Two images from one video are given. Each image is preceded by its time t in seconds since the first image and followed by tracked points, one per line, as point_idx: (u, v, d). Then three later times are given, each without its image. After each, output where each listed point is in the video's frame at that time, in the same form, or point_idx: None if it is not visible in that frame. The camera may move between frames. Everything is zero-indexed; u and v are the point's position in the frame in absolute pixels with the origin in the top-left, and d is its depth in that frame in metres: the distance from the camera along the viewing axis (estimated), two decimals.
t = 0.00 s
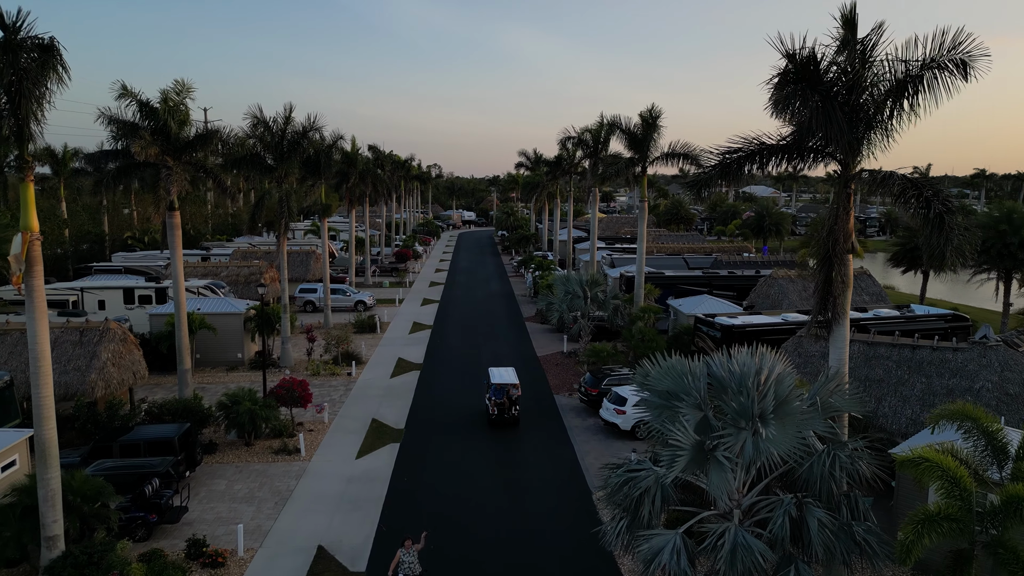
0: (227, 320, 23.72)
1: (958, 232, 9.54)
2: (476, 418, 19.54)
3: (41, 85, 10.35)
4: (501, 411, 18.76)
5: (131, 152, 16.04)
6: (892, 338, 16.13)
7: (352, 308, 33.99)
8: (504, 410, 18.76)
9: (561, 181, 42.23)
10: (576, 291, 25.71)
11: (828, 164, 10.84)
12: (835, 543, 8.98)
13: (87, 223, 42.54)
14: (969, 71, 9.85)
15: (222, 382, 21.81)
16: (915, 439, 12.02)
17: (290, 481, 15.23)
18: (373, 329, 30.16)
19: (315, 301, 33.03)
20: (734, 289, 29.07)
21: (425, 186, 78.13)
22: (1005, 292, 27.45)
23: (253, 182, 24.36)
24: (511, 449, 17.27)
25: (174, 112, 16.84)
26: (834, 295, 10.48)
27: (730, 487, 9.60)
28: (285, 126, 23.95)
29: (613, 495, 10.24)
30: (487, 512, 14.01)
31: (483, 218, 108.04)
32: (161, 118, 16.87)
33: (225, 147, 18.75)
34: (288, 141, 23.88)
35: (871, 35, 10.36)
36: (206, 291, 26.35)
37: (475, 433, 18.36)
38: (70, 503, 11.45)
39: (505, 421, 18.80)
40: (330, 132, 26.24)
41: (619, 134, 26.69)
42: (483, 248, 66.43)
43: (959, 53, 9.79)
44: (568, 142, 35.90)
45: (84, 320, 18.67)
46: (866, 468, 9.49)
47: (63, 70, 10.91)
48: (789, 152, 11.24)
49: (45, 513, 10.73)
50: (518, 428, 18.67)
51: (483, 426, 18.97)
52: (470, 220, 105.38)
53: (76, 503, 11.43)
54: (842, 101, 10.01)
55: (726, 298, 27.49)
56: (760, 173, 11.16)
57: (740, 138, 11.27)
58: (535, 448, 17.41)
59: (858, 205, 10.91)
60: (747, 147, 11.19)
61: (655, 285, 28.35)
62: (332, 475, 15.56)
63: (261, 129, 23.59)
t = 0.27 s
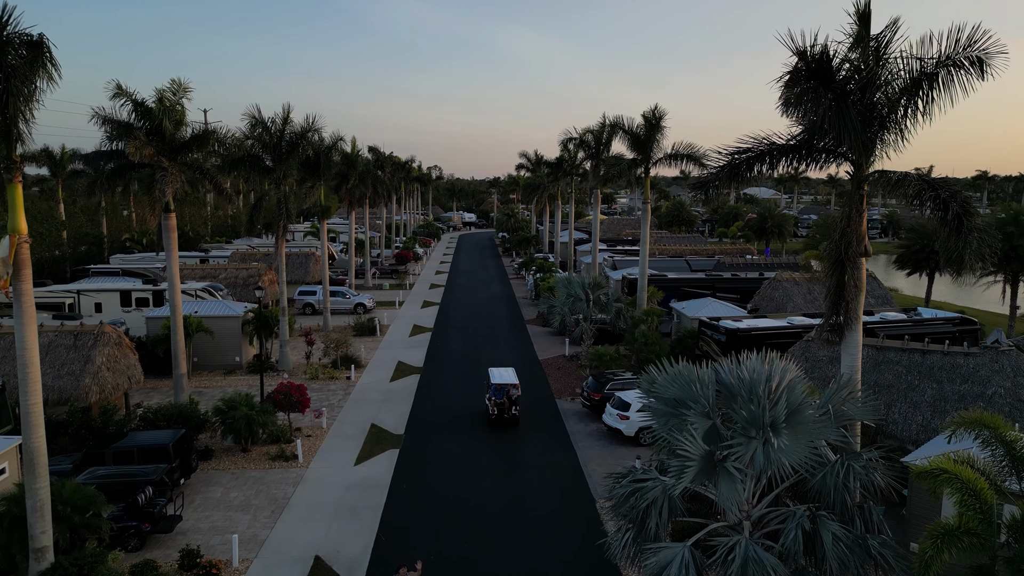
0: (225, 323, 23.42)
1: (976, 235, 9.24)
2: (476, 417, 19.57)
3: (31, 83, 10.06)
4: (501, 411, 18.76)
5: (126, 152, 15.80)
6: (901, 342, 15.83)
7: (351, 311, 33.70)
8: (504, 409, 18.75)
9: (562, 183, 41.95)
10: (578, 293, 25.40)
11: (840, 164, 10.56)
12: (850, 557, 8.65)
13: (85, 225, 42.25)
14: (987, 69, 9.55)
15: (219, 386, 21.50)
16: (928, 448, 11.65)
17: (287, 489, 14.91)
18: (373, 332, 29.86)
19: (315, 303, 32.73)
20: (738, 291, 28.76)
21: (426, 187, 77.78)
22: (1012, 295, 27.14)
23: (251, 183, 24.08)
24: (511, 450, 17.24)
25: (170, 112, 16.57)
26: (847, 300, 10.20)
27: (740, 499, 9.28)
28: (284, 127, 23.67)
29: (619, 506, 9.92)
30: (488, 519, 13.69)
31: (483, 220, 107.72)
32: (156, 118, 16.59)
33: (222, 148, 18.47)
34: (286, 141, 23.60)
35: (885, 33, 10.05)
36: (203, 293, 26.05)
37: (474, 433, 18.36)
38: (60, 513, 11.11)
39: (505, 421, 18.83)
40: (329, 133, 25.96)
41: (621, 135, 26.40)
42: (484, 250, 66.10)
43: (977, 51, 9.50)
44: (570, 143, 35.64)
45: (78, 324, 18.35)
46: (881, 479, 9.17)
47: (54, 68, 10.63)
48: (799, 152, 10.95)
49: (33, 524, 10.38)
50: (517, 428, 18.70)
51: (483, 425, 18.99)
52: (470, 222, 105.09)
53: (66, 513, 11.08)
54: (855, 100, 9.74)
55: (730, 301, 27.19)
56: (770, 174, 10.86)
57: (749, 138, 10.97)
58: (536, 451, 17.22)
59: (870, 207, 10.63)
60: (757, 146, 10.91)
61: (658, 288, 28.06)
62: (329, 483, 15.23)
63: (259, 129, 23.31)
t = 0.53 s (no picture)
0: (222, 326, 23.12)
1: (994, 238, 8.90)
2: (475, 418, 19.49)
3: (19, 80, 9.78)
4: (501, 411, 18.68)
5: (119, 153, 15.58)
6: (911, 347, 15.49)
7: (351, 314, 33.40)
8: (504, 410, 18.66)
9: (563, 185, 41.66)
10: (580, 296, 25.09)
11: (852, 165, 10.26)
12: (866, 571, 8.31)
13: (84, 227, 42.01)
14: (1004, 67, 9.24)
15: (216, 390, 21.20)
16: (942, 457, 11.30)
17: (284, 497, 14.59)
18: (373, 335, 29.55)
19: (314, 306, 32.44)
20: (742, 294, 28.44)
21: (426, 189, 77.48)
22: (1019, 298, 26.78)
23: (249, 185, 23.80)
24: (513, 455, 16.90)
25: (165, 112, 16.30)
26: (859, 305, 9.91)
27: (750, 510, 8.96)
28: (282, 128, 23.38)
29: (625, 517, 9.60)
30: (489, 527, 13.35)
31: (483, 222, 107.42)
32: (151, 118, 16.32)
33: (218, 148, 18.20)
34: (284, 142, 23.33)
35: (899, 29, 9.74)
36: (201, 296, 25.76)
37: (473, 434, 18.28)
38: (48, 524, 10.77)
39: (505, 421, 18.75)
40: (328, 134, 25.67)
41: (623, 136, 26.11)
42: (484, 252, 65.79)
43: (994, 48, 9.18)
44: (571, 144, 35.35)
45: (72, 328, 18.06)
46: (896, 491, 8.85)
47: (44, 66, 10.34)
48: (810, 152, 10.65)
49: (19, 536, 10.05)
50: (517, 428, 18.63)
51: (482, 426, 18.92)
52: (471, 223, 104.81)
53: (54, 523, 10.77)
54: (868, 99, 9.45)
55: (733, 304, 26.87)
56: (780, 176, 10.56)
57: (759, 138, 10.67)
58: (538, 458, 16.79)
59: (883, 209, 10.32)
60: (767, 147, 10.61)
61: (661, 290, 27.75)
62: (327, 491, 14.90)
63: (257, 130, 23.04)
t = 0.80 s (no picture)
0: (220, 330, 22.82)
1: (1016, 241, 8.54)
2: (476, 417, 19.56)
3: (5, 78, 9.46)
4: (501, 411, 18.78)
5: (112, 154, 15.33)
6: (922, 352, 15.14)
7: (351, 316, 33.09)
8: (504, 410, 18.78)
9: (565, 186, 41.32)
10: (582, 299, 24.75)
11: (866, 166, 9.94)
12: None
13: (83, 229, 41.75)
14: None
15: (213, 395, 20.88)
16: (959, 466, 10.88)
17: (280, 505, 14.25)
18: (373, 338, 29.24)
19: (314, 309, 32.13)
20: (746, 297, 28.08)
21: (427, 190, 77.11)
22: None
23: (246, 186, 23.48)
24: (515, 464, 16.38)
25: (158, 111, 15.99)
26: (873, 311, 9.58)
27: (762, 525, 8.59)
28: (280, 128, 23.06)
29: (631, 532, 9.24)
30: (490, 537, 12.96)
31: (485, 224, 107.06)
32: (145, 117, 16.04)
33: (214, 149, 17.91)
34: (282, 143, 23.02)
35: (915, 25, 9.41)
36: (199, 299, 25.45)
37: (475, 435, 18.24)
38: (36, 535, 10.48)
39: (504, 421, 18.90)
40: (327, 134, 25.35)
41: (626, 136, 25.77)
42: (486, 254, 65.39)
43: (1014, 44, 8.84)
44: (573, 145, 35.01)
45: (66, 332, 17.77)
46: (915, 505, 8.49)
47: (32, 64, 10.03)
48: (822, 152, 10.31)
49: (3, 549, 9.63)
50: (517, 428, 18.76)
51: (482, 426, 19.00)
52: (472, 225, 104.49)
53: (41, 535, 10.43)
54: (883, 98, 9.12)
55: (738, 307, 26.52)
56: (792, 176, 10.22)
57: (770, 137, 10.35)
58: (539, 465, 16.37)
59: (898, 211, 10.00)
60: (778, 147, 10.29)
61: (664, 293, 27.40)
62: (324, 499, 14.55)
63: (255, 130, 22.71)
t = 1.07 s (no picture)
0: (216, 333, 22.42)
1: None
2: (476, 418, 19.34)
3: None
4: (501, 412, 18.56)
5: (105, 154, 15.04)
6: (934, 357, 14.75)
7: (350, 319, 32.70)
8: (504, 411, 18.54)
9: (567, 187, 40.93)
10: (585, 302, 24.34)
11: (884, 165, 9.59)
12: None
13: (81, 231, 41.39)
14: None
15: (209, 400, 20.49)
16: (978, 477, 10.46)
17: (275, 515, 13.84)
18: (372, 341, 28.85)
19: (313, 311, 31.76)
20: (751, 300, 27.67)
21: (428, 191, 76.65)
22: None
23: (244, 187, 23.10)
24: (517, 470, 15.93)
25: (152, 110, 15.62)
26: (891, 315, 9.22)
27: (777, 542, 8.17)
28: (278, 128, 22.69)
29: (640, 549, 8.81)
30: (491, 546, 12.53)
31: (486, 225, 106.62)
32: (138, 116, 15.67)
33: (210, 149, 17.54)
34: (280, 143, 22.64)
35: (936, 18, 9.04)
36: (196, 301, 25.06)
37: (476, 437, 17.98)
38: (19, 550, 10.04)
39: (504, 422, 18.70)
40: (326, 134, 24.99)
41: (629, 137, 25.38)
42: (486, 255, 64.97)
43: None
44: (575, 146, 34.61)
45: (58, 336, 17.40)
46: (938, 521, 8.07)
47: (17, 61, 9.65)
48: (838, 151, 9.94)
49: None
50: (518, 429, 18.54)
51: (481, 426, 18.81)
52: (473, 226, 104.08)
53: (26, 550, 10.01)
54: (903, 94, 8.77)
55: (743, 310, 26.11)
56: (807, 176, 9.86)
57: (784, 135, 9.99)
58: (541, 471, 15.96)
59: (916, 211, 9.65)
60: (792, 146, 9.93)
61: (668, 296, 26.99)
62: (320, 509, 14.14)
63: (252, 131, 22.34)
